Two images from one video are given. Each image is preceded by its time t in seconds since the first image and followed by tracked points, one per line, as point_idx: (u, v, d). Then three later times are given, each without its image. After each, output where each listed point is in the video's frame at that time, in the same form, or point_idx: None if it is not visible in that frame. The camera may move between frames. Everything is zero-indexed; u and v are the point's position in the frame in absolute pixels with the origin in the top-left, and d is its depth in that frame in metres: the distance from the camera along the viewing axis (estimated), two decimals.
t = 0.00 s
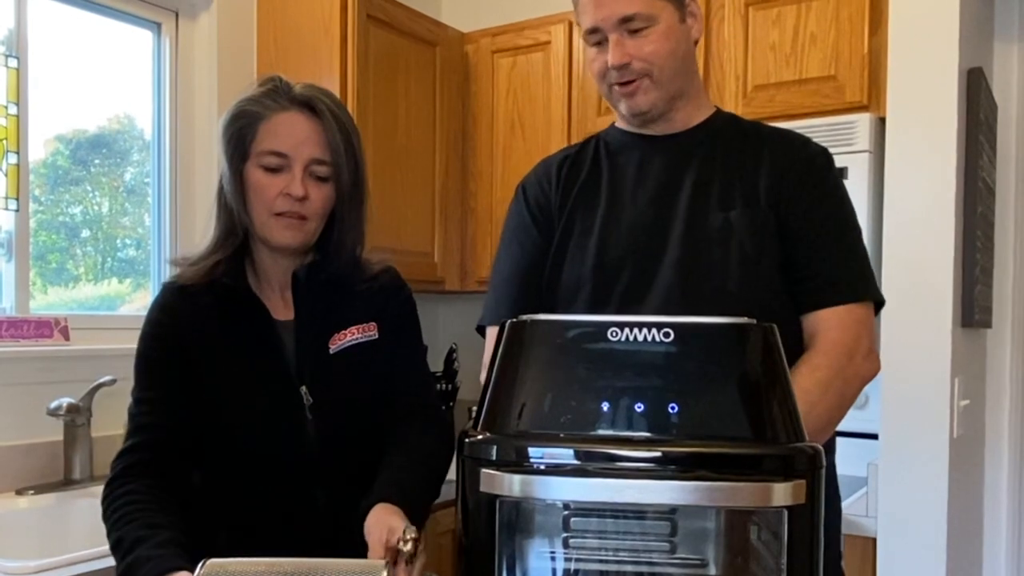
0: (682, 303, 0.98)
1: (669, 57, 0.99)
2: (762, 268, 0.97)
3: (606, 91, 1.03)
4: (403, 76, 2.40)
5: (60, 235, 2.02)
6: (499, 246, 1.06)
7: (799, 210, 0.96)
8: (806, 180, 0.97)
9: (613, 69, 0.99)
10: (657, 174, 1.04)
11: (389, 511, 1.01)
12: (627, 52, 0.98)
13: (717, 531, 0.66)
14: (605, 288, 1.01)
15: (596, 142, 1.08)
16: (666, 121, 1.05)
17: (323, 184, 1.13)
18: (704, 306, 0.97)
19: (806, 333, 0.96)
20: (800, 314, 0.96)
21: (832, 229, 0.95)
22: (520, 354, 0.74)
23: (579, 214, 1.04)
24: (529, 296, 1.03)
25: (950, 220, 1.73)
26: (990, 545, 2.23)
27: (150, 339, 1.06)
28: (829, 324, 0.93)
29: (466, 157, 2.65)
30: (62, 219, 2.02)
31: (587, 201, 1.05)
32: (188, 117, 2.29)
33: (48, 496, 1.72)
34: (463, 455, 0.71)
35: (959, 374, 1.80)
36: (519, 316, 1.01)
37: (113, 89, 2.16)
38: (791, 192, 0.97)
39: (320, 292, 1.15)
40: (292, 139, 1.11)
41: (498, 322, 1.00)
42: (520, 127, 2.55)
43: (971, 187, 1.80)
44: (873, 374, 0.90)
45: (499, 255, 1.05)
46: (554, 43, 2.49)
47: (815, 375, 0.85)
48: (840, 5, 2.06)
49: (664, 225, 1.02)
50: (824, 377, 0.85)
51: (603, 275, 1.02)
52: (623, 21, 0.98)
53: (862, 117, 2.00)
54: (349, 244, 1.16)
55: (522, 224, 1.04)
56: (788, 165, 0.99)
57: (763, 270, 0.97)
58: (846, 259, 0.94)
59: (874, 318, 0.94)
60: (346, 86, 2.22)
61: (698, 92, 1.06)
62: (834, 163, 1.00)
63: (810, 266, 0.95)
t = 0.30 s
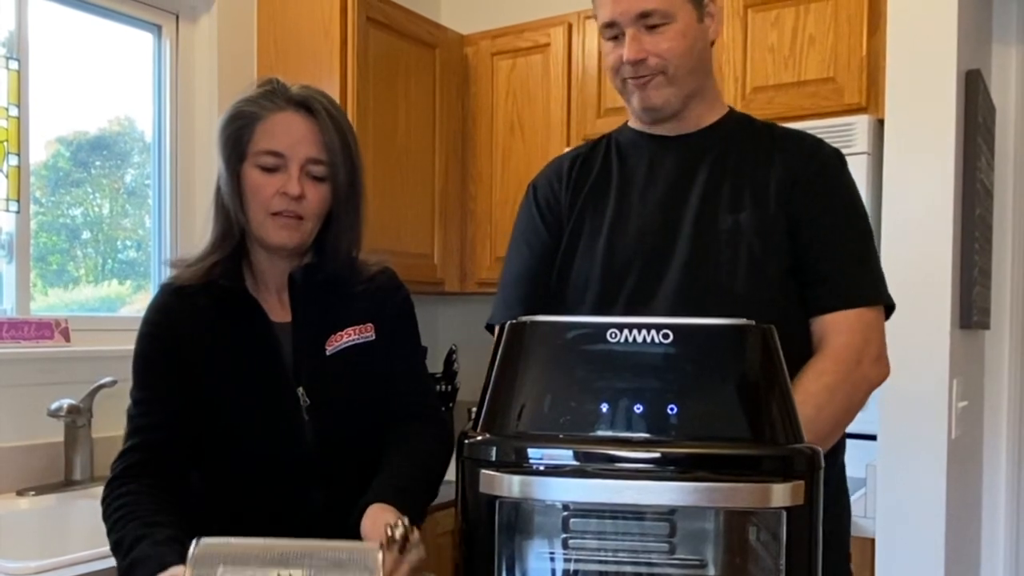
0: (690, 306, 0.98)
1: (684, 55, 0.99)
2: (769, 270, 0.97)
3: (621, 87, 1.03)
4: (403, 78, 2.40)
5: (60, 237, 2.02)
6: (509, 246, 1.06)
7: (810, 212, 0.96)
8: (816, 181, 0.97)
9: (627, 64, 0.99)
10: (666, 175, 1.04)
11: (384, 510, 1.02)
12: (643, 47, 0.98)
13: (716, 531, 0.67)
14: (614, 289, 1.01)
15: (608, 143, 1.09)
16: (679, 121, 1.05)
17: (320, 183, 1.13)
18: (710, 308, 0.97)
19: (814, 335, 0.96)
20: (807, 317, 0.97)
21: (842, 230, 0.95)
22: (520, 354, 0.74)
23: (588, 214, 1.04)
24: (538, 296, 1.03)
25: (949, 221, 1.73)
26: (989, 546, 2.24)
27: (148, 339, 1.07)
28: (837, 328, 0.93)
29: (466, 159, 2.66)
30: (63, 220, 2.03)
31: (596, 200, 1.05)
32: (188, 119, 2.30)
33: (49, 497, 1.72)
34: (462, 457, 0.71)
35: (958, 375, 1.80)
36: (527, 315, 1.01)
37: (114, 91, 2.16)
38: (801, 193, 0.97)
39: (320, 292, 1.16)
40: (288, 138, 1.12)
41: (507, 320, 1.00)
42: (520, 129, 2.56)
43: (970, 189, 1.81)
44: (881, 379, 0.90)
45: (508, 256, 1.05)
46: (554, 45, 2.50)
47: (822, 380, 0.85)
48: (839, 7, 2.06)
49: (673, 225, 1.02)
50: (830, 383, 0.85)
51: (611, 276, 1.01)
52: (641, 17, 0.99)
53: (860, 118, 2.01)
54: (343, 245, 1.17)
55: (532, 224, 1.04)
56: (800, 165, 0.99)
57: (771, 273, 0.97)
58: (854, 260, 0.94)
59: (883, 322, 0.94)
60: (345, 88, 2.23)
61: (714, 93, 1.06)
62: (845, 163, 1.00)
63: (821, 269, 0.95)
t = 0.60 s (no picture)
0: (695, 305, 0.98)
1: (699, 51, 0.99)
2: (776, 273, 0.97)
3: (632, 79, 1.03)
4: (402, 79, 2.41)
5: (61, 238, 2.03)
6: (517, 245, 1.06)
7: (820, 215, 0.96)
8: (824, 183, 0.98)
9: (640, 55, 0.99)
10: (674, 175, 1.04)
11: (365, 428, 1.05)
12: (658, 40, 0.99)
13: (714, 532, 0.67)
14: (619, 290, 1.01)
15: (617, 142, 1.09)
16: (687, 118, 1.04)
17: (317, 176, 1.13)
18: (714, 310, 0.98)
19: (821, 338, 0.97)
20: (815, 320, 0.97)
21: (849, 233, 0.95)
22: (520, 356, 0.75)
23: (596, 215, 1.04)
24: (546, 296, 1.03)
25: (948, 223, 1.73)
26: (987, 546, 2.24)
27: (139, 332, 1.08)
28: (846, 332, 0.93)
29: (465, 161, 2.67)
30: (64, 222, 2.03)
31: (604, 200, 1.05)
32: (189, 121, 2.30)
33: (50, 498, 1.73)
34: (461, 457, 0.71)
35: (955, 377, 1.80)
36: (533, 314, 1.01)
37: (114, 93, 2.17)
38: (809, 195, 0.97)
39: (320, 292, 1.16)
40: (284, 133, 1.12)
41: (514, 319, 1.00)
42: (519, 131, 2.56)
43: (967, 192, 1.81)
44: (889, 384, 0.90)
45: (516, 256, 1.06)
46: (553, 47, 2.51)
47: (828, 385, 0.85)
48: (837, 10, 2.07)
49: (681, 225, 1.02)
50: (837, 387, 0.84)
51: (618, 277, 1.02)
52: (660, 9, 0.99)
53: (859, 120, 2.01)
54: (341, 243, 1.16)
55: (539, 222, 1.05)
56: (809, 167, 0.99)
57: (778, 274, 0.97)
58: (862, 263, 0.94)
59: (891, 327, 0.94)
60: (345, 91, 2.23)
61: (725, 93, 1.06)
62: (855, 166, 1.00)
63: (827, 273, 0.95)
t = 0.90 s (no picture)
0: (699, 306, 0.98)
1: (693, 53, 0.99)
2: (780, 275, 0.97)
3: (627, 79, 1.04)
4: (402, 81, 2.41)
5: (62, 240, 2.03)
6: (520, 246, 1.07)
7: (825, 218, 0.97)
8: (828, 185, 0.98)
9: (633, 55, 1.00)
10: (679, 176, 1.04)
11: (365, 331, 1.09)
12: (649, 40, 0.99)
13: (713, 533, 0.68)
14: (623, 290, 1.02)
15: (620, 142, 1.09)
16: (683, 118, 1.04)
17: (318, 173, 1.14)
18: (718, 313, 0.98)
19: (825, 340, 0.97)
20: (819, 321, 0.98)
21: (852, 235, 0.96)
22: (519, 356, 0.75)
23: (600, 216, 1.05)
24: (549, 296, 1.03)
25: (946, 225, 1.74)
26: (986, 547, 2.24)
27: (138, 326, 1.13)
28: (851, 334, 0.94)
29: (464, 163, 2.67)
30: (64, 224, 2.03)
31: (609, 198, 1.06)
32: (189, 122, 2.31)
33: (51, 499, 1.73)
34: (461, 458, 0.72)
35: (954, 378, 1.81)
36: (535, 315, 1.01)
37: (115, 95, 2.17)
38: (813, 197, 0.98)
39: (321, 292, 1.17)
40: (287, 132, 1.14)
41: (515, 320, 1.00)
42: (519, 133, 2.57)
43: (966, 194, 1.81)
44: (894, 386, 0.90)
45: (518, 256, 1.06)
46: (552, 49, 2.51)
47: (831, 387, 0.85)
48: (835, 11, 2.08)
49: (685, 226, 1.02)
50: (839, 389, 0.85)
51: (621, 277, 1.02)
52: (653, 10, 0.99)
53: (857, 122, 2.01)
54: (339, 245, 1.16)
55: (544, 223, 1.05)
56: (812, 169, 0.99)
57: (782, 276, 0.97)
58: (865, 266, 0.95)
59: (896, 330, 0.94)
60: (346, 94, 2.23)
61: (726, 94, 1.05)
62: (860, 169, 1.01)
63: (833, 276, 0.95)
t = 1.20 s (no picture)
0: (695, 307, 0.99)
1: (682, 57, 0.99)
2: (776, 277, 0.98)
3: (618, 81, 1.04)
4: (401, 83, 2.42)
5: (63, 242, 2.03)
6: (514, 247, 1.07)
7: (820, 219, 0.97)
8: (823, 187, 0.98)
9: (623, 58, 1.00)
10: (674, 177, 1.05)
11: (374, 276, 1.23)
12: (639, 43, 0.99)
13: (712, 534, 0.68)
14: (619, 292, 1.02)
15: (615, 143, 1.09)
16: (674, 121, 1.05)
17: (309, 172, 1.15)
18: (716, 314, 0.98)
19: (821, 341, 0.98)
20: (814, 322, 0.98)
21: (847, 237, 0.96)
22: (519, 358, 0.76)
23: (595, 217, 1.05)
24: (544, 297, 1.04)
25: (944, 227, 1.74)
26: (985, 549, 2.25)
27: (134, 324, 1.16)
28: (847, 335, 0.94)
29: (463, 165, 2.68)
30: (65, 225, 2.04)
31: (604, 200, 1.06)
32: (190, 124, 2.31)
33: (52, 499, 1.74)
34: (460, 460, 0.72)
35: (952, 379, 1.81)
36: (531, 317, 1.02)
37: (116, 96, 2.18)
38: (809, 199, 0.98)
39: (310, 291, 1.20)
40: (275, 132, 1.15)
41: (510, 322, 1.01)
42: (518, 135, 2.57)
43: (965, 196, 1.82)
44: (889, 386, 0.90)
45: (513, 257, 1.06)
46: (551, 51, 2.52)
47: (828, 387, 0.85)
48: (834, 14, 2.08)
49: (680, 226, 1.02)
50: (836, 390, 0.85)
51: (617, 278, 1.03)
52: (643, 13, 1.00)
53: (856, 124, 2.02)
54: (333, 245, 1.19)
55: (537, 224, 1.06)
56: (808, 171, 1.00)
57: (778, 277, 0.98)
58: (860, 268, 0.95)
59: (891, 329, 0.94)
60: (345, 97, 2.23)
61: (718, 97, 1.06)
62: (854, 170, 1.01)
63: (827, 277, 0.96)
